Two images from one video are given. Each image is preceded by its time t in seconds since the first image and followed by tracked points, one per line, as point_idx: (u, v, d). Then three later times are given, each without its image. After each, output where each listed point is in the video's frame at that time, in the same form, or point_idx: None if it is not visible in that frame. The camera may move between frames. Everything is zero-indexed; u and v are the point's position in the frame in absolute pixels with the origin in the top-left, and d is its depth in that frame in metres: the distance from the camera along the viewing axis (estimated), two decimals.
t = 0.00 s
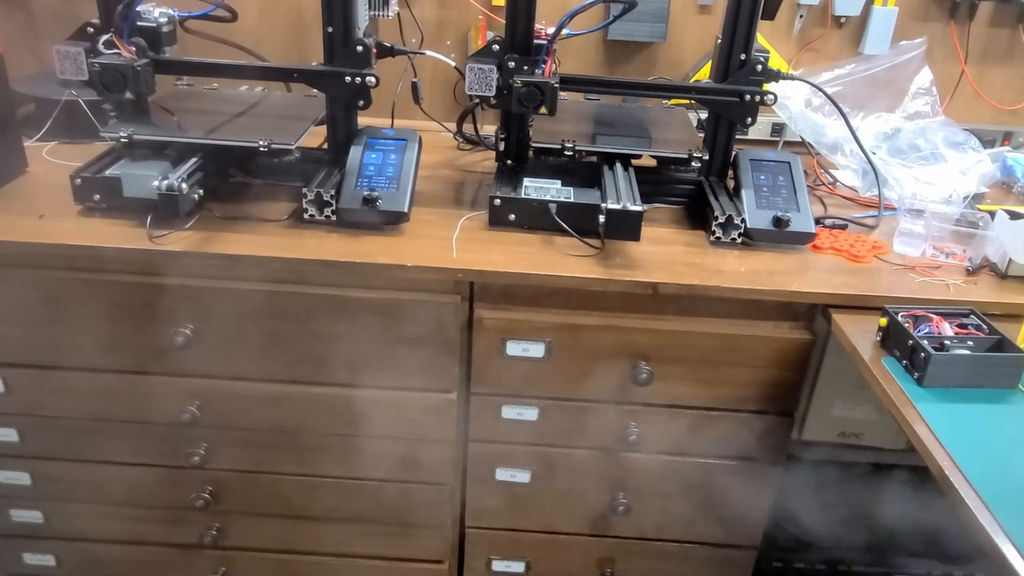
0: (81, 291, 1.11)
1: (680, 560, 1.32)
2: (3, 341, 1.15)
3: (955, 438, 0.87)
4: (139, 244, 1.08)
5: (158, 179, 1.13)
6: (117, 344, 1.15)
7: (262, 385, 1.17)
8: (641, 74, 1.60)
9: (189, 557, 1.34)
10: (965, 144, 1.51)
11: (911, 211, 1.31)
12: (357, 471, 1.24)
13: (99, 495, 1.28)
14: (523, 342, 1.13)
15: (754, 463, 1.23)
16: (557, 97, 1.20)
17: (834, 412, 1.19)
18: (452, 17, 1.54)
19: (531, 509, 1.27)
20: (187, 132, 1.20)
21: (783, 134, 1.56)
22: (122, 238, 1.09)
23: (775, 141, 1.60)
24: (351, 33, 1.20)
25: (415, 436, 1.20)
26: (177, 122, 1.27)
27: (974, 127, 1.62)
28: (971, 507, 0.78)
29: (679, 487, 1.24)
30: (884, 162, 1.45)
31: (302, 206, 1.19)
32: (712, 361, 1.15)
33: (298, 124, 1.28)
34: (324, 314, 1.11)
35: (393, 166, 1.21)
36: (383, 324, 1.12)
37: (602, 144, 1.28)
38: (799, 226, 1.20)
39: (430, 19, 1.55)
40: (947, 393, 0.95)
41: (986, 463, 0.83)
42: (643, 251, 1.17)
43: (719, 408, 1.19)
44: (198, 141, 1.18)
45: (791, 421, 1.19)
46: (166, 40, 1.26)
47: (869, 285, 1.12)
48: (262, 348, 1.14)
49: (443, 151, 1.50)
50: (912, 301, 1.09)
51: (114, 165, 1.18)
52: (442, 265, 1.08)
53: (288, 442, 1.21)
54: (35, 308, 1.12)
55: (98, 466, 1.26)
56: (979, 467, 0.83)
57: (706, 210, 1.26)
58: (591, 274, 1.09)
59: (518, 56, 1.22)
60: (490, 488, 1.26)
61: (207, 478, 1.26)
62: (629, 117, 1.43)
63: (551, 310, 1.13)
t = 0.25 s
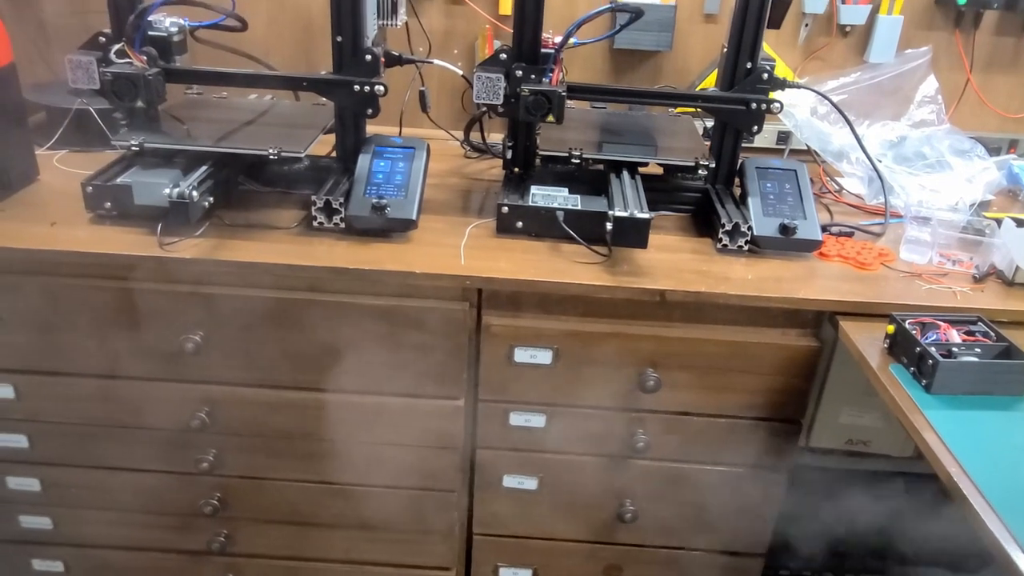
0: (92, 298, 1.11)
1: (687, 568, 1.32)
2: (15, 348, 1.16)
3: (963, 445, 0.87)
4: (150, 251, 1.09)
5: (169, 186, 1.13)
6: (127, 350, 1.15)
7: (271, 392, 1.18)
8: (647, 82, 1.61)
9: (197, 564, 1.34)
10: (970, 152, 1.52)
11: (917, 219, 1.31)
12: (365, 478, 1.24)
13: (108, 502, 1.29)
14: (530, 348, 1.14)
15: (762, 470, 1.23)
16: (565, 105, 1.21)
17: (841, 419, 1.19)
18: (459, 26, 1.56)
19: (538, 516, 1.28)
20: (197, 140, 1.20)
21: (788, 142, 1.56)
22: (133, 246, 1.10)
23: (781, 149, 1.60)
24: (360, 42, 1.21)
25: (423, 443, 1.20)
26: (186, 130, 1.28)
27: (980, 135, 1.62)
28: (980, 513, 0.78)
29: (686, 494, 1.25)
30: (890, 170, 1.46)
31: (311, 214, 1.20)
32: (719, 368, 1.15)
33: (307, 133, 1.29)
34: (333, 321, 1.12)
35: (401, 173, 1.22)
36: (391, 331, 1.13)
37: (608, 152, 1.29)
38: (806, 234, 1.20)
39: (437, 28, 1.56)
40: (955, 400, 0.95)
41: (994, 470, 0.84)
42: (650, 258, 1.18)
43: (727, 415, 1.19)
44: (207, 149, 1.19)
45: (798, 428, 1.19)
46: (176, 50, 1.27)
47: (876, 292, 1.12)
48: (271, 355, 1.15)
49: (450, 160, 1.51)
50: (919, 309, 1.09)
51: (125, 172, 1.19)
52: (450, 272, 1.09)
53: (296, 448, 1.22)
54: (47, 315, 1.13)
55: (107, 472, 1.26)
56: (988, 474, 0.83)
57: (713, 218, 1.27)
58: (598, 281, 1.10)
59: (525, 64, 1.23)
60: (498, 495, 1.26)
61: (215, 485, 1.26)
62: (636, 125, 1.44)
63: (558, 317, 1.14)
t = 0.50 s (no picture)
0: (106, 313, 1.13)
1: None
2: (29, 363, 1.17)
3: (973, 462, 0.87)
4: (164, 268, 1.10)
5: (184, 205, 1.15)
6: (140, 366, 1.16)
7: (282, 407, 1.18)
8: (655, 99, 1.63)
9: None
10: (977, 168, 1.52)
11: (925, 235, 1.32)
12: (375, 494, 1.25)
13: (120, 516, 1.30)
14: (540, 364, 1.14)
15: (771, 487, 1.23)
16: (574, 123, 1.22)
17: (850, 435, 1.20)
18: (469, 44, 1.57)
19: (547, 532, 1.28)
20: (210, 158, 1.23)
21: (796, 158, 1.57)
22: (147, 262, 1.11)
23: (789, 165, 1.61)
24: (372, 61, 1.23)
25: (432, 458, 1.21)
26: (199, 147, 1.30)
27: (987, 151, 1.63)
28: (992, 531, 0.78)
29: (696, 510, 1.25)
30: (897, 187, 1.46)
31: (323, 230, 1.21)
32: (728, 384, 1.15)
33: (319, 150, 1.31)
34: (344, 337, 1.13)
35: (412, 191, 1.23)
36: (402, 346, 1.13)
37: (616, 169, 1.29)
38: (814, 250, 1.21)
39: (447, 47, 1.58)
40: (965, 416, 0.95)
41: (1006, 487, 0.84)
42: (659, 274, 1.19)
43: (736, 431, 1.19)
44: (219, 166, 1.21)
45: (808, 445, 1.19)
46: (191, 68, 1.28)
47: (885, 309, 1.13)
48: (282, 371, 1.16)
49: (459, 176, 1.52)
50: (929, 325, 1.09)
51: (140, 190, 1.20)
52: (461, 288, 1.10)
53: (306, 464, 1.22)
54: (61, 330, 1.14)
55: (119, 487, 1.27)
56: (999, 491, 0.83)
57: (722, 235, 1.27)
58: (608, 297, 1.10)
59: (535, 82, 1.25)
60: (507, 510, 1.26)
61: (225, 500, 1.27)
62: (644, 142, 1.45)
63: (568, 333, 1.14)
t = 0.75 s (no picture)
0: (121, 327, 1.14)
1: None
2: (44, 376, 1.18)
3: (982, 475, 0.88)
4: (178, 281, 1.12)
5: (198, 219, 1.16)
6: (153, 379, 1.18)
7: (294, 420, 1.20)
8: (662, 114, 1.64)
9: None
10: (982, 182, 1.53)
11: (931, 248, 1.33)
12: (386, 506, 1.26)
13: (132, 527, 1.31)
14: (550, 378, 1.15)
15: (779, 500, 1.24)
16: (582, 138, 1.23)
17: (858, 449, 1.20)
18: (478, 59, 1.59)
19: (556, 544, 1.29)
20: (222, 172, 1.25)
21: (802, 172, 1.58)
22: (161, 276, 1.13)
23: (795, 178, 1.62)
24: (383, 78, 1.24)
25: (442, 470, 1.22)
26: (212, 162, 1.31)
27: (992, 165, 1.64)
28: (1001, 545, 0.78)
29: (704, 523, 1.25)
30: (903, 201, 1.47)
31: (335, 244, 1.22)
32: (737, 397, 1.16)
33: (330, 165, 1.33)
34: (356, 351, 1.14)
35: (422, 205, 1.25)
36: (413, 359, 1.14)
37: (623, 183, 1.31)
38: (822, 264, 1.22)
39: (456, 62, 1.59)
40: (973, 430, 0.95)
41: (1015, 501, 0.84)
42: (668, 288, 1.20)
43: (744, 444, 1.20)
44: (230, 181, 1.22)
45: (815, 458, 1.20)
46: (204, 84, 1.30)
47: (893, 322, 1.13)
48: (294, 383, 1.17)
49: (468, 190, 1.54)
50: (937, 339, 1.10)
51: (154, 204, 1.22)
52: (472, 302, 1.11)
53: (318, 476, 1.24)
54: (76, 343, 1.16)
55: (132, 498, 1.28)
56: (1009, 505, 0.83)
57: (729, 248, 1.29)
58: (618, 311, 1.11)
59: (544, 98, 1.26)
60: (516, 523, 1.27)
61: (237, 512, 1.28)
62: (652, 157, 1.47)
63: (577, 346, 1.15)
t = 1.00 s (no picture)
0: (135, 340, 1.15)
1: None
2: (58, 388, 1.19)
3: (992, 490, 0.88)
4: (192, 295, 1.13)
5: (213, 233, 1.18)
6: (166, 392, 1.19)
7: (305, 432, 1.21)
8: (669, 128, 1.66)
9: None
10: (989, 196, 1.54)
11: (939, 262, 1.34)
12: (396, 518, 1.27)
13: (144, 538, 1.32)
14: (559, 391, 1.16)
15: (787, 513, 1.24)
16: (591, 152, 1.24)
17: (867, 461, 1.20)
18: (486, 74, 1.61)
19: (565, 556, 1.29)
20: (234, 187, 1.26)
21: (808, 186, 1.59)
22: (176, 289, 1.14)
23: (802, 192, 1.62)
24: (394, 94, 1.26)
25: (452, 483, 1.23)
26: (224, 177, 1.33)
27: (998, 178, 1.65)
28: (1012, 559, 0.79)
29: (712, 535, 1.26)
30: (910, 214, 1.48)
31: (346, 258, 1.23)
32: (745, 410, 1.17)
33: (341, 179, 1.34)
34: (367, 364, 1.15)
35: (432, 220, 1.26)
36: (424, 373, 1.15)
37: (631, 197, 1.32)
38: (829, 277, 1.22)
39: (465, 77, 1.61)
40: (982, 444, 0.96)
41: None
42: (676, 301, 1.20)
43: (753, 457, 1.21)
44: (242, 195, 1.24)
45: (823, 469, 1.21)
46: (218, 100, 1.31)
47: (901, 336, 1.14)
48: (306, 397, 1.18)
49: (477, 203, 1.55)
50: (945, 352, 1.10)
51: (168, 219, 1.23)
52: (482, 315, 1.12)
53: (328, 488, 1.25)
54: (90, 356, 1.17)
55: (144, 510, 1.29)
56: (1019, 519, 0.84)
57: (737, 262, 1.29)
58: (627, 324, 1.12)
59: (553, 113, 1.27)
60: (525, 535, 1.28)
61: (247, 523, 1.29)
62: (660, 171, 1.48)
63: (586, 359, 1.16)
